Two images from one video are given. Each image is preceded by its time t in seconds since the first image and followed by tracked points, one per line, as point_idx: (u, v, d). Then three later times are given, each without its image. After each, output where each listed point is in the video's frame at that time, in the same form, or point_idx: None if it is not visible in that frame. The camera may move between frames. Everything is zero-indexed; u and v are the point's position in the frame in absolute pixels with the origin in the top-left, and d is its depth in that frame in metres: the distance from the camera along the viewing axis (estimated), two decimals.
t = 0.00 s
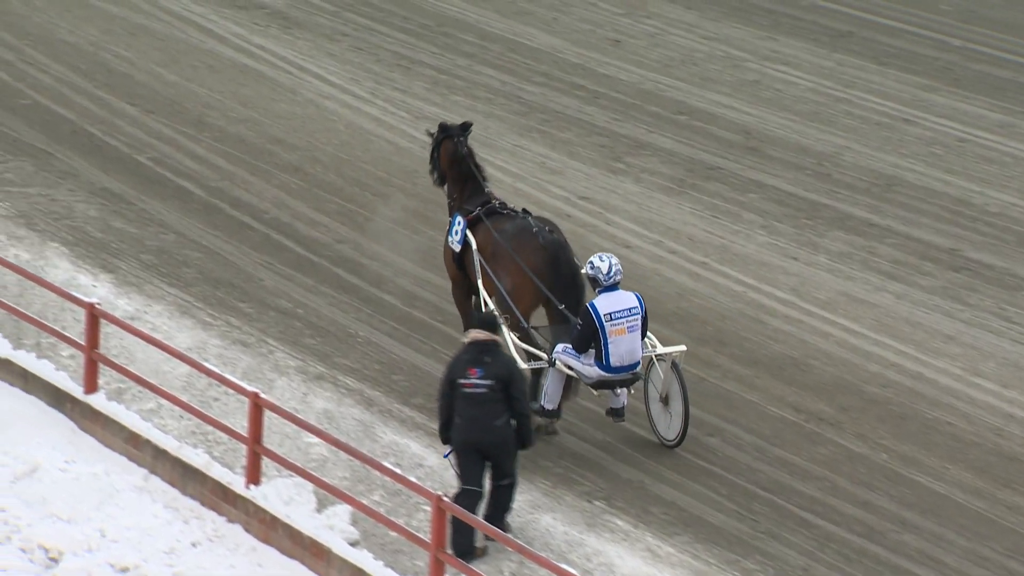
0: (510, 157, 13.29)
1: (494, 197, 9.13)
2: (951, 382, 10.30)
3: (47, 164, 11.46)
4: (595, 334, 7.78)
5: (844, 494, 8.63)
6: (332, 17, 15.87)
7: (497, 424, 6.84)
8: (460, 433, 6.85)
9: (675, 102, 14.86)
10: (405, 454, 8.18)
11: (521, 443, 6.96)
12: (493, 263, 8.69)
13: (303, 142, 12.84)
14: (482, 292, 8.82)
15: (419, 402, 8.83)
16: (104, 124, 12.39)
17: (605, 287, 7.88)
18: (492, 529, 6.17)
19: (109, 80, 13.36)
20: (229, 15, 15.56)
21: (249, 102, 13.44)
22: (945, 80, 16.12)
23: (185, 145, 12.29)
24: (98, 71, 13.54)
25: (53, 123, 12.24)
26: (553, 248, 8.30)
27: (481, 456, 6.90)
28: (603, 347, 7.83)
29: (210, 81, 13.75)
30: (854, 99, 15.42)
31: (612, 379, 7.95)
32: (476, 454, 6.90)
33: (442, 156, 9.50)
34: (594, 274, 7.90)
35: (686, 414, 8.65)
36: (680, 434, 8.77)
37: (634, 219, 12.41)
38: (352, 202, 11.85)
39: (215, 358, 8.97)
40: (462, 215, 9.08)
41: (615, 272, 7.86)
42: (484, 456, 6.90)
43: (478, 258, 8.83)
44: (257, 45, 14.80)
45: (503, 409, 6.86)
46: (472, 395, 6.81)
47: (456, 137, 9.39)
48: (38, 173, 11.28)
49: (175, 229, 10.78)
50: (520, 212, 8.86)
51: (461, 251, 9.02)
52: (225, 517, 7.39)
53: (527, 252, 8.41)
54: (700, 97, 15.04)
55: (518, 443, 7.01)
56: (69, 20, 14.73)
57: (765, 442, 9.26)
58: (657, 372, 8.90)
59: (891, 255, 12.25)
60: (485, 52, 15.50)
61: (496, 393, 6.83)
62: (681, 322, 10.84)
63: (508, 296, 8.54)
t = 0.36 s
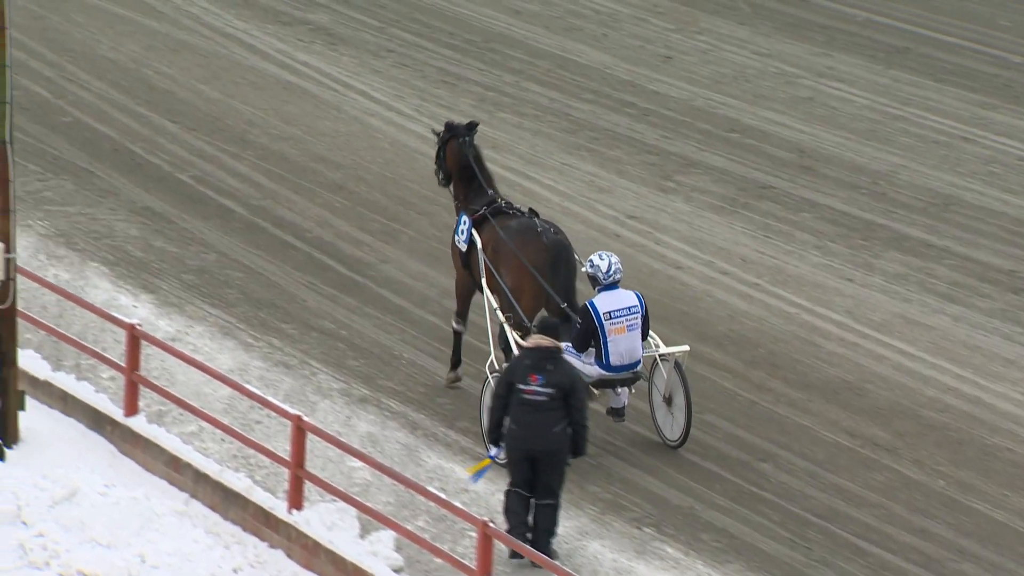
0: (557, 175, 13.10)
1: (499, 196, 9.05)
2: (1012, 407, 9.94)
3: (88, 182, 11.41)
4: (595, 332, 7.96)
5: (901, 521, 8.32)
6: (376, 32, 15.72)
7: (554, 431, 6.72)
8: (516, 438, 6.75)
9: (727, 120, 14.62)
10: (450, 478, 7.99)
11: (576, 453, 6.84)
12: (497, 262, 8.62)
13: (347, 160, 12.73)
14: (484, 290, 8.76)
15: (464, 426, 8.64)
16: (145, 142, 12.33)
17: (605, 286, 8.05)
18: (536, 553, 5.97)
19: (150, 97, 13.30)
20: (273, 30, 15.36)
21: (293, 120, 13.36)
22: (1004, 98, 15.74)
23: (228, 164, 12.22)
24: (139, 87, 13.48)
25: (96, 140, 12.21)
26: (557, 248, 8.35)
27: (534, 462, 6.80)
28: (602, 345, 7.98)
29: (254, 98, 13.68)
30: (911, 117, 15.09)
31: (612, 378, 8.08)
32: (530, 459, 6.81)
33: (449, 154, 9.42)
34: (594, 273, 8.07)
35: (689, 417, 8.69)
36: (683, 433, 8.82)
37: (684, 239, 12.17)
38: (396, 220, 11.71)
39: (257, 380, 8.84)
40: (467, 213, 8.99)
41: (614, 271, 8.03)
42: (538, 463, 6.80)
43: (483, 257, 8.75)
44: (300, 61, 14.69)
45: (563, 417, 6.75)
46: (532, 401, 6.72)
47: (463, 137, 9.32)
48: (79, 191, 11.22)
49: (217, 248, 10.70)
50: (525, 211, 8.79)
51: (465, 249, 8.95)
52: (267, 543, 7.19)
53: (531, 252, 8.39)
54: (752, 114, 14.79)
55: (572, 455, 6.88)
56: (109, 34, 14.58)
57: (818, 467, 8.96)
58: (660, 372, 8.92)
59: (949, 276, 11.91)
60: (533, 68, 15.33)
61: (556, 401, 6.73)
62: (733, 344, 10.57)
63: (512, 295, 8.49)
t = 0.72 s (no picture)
0: (601, 195, 12.90)
1: (505, 198, 8.97)
2: None
3: (124, 203, 11.36)
4: (593, 332, 7.49)
5: (955, 553, 8.01)
6: (417, 49, 15.62)
7: (599, 453, 6.52)
8: (561, 461, 6.55)
9: (775, 139, 14.38)
10: (491, 505, 7.80)
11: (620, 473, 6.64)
12: (501, 265, 8.58)
13: (387, 180, 12.61)
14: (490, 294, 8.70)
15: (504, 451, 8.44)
16: (182, 162, 12.28)
17: (604, 284, 7.54)
18: None
19: (188, 116, 13.26)
20: (312, 49, 15.23)
21: (332, 139, 13.27)
22: None
23: (266, 184, 12.14)
24: (177, 106, 13.45)
25: (130, 161, 12.14)
26: (558, 248, 8.19)
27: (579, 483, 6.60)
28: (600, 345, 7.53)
29: (294, 118, 13.61)
30: (964, 137, 14.78)
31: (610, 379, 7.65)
32: (575, 480, 6.62)
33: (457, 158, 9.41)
34: (593, 270, 7.57)
35: (689, 420, 8.67)
36: (681, 436, 8.82)
37: (731, 260, 11.93)
38: (435, 240, 11.55)
39: (295, 404, 8.70)
40: (471, 216, 8.97)
41: (615, 269, 7.52)
42: (583, 485, 6.60)
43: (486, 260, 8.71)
44: (340, 79, 14.60)
45: (607, 438, 6.55)
46: (576, 424, 6.50)
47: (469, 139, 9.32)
48: (115, 212, 11.18)
49: (254, 270, 10.60)
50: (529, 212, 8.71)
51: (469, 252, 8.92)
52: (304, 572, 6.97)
53: (533, 253, 8.31)
54: (800, 134, 14.54)
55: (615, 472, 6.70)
56: (147, 52, 14.53)
57: (868, 495, 8.66)
58: (660, 374, 8.90)
59: (1005, 300, 11.58)
60: (577, 87, 15.17)
61: (600, 423, 6.52)
62: (781, 369, 10.30)
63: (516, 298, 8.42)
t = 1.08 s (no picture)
0: (645, 217, 12.71)
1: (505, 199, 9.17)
2: None
3: (159, 224, 11.31)
4: (590, 331, 7.72)
5: None
6: (457, 67, 15.52)
7: (639, 468, 6.33)
8: (601, 478, 6.37)
9: (822, 159, 14.14)
10: (531, 533, 7.60)
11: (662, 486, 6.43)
12: (500, 264, 8.76)
13: (426, 201, 12.49)
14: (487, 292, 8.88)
15: (545, 478, 8.24)
16: (218, 183, 12.23)
17: (602, 285, 7.77)
18: None
19: (224, 136, 13.22)
20: (351, 66, 15.20)
21: (371, 160, 13.17)
22: None
23: (303, 205, 12.06)
24: (214, 126, 13.40)
25: (165, 182, 12.08)
26: (559, 251, 8.43)
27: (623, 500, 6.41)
28: (597, 346, 7.76)
29: (332, 138, 13.53)
30: (1017, 157, 14.46)
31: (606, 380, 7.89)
32: (618, 498, 6.43)
33: (457, 157, 9.51)
34: (592, 272, 7.79)
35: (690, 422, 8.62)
36: (681, 440, 8.79)
37: (777, 283, 11.69)
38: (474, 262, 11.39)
39: (332, 430, 8.56)
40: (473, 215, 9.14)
41: (614, 271, 7.74)
42: (625, 501, 6.40)
43: (486, 259, 8.89)
44: (379, 98, 14.52)
45: (646, 451, 6.36)
46: (613, 439, 6.33)
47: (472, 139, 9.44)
48: (150, 233, 11.12)
49: (291, 293, 10.50)
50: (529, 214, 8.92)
51: (469, 250, 9.09)
52: None
53: (534, 254, 8.50)
54: (848, 154, 14.29)
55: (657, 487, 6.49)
56: (182, 70, 14.50)
57: (920, 525, 8.36)
58: (661, 376, 8.86)
59: None
60: (620, 106, 15.02)
61: (638, 436, 6.34)
62: (829, 395, 10.03)
63: (514, 297, 8.61)
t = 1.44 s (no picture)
0: (686, 240, 12.51)
1: (507, 201, 9.14)
2: None
3: (191, 247, 11.25)
4: (588, 333, 7.73)
5: None
6: (496, 88, 15.42)
7: (688, 487, 6.18)
8: (651, 502, 6.12)
9: (869, 180, 13.89)
10: (570, 564, 7.40)
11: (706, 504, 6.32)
12: (502, 269, 8.75)
13: (463, 223, 12.34)
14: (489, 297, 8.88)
15: (585, 506, 8.04)
16: (251, 206, 12.16)
17: (600, 286, 7.82)
18: None
19: (258, 158, 13.16)
20: (387, 86, 15.13)
21: (408, 182, 13.07)
22: None
23: (337, 228, 11.97)
24: (248, 147, 13.35)
25: (199, 205, 12.02)
26: (559, 256, 8.42)
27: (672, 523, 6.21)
28: (596, 347, 7.77)
29: (369, 160, 13.44)
30: None
31: (606, 381, 7.89)
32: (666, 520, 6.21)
33: (456, 158, 9.45)
34: (591, 273, 7.84)
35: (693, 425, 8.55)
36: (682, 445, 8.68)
37: (822, 308, 11.45)
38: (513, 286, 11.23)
39: (367, 457, 8.42)
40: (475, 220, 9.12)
41: (611, 272, 7.78)
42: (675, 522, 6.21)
43: (488, 263, 8.88)
44: (416, 118, 14.42)
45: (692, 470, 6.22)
46: (663, 459, 6.14)
47: (470, 141, 9.36)
48: (182, 256, 11.06)
49: (325, 317, 10.40)
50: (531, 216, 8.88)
51: (472, 254, 9.08)
52: None
53: (534, 259, 8.49)
54: (895, 175, 14.04)
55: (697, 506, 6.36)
56: (215, 90, 14.44)
57: (971, 558, 8.07)
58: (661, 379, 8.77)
59: None
60: (662, 126, 14.86)
61: (684, 454, 6.20)
62: (876, 424, 9.76)
63: (515, 302, 8.60)
